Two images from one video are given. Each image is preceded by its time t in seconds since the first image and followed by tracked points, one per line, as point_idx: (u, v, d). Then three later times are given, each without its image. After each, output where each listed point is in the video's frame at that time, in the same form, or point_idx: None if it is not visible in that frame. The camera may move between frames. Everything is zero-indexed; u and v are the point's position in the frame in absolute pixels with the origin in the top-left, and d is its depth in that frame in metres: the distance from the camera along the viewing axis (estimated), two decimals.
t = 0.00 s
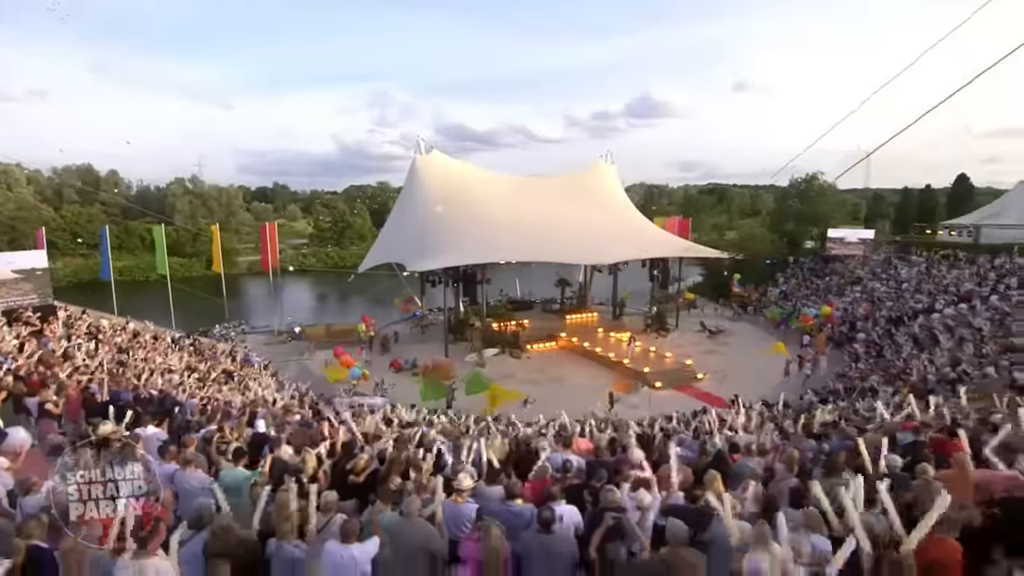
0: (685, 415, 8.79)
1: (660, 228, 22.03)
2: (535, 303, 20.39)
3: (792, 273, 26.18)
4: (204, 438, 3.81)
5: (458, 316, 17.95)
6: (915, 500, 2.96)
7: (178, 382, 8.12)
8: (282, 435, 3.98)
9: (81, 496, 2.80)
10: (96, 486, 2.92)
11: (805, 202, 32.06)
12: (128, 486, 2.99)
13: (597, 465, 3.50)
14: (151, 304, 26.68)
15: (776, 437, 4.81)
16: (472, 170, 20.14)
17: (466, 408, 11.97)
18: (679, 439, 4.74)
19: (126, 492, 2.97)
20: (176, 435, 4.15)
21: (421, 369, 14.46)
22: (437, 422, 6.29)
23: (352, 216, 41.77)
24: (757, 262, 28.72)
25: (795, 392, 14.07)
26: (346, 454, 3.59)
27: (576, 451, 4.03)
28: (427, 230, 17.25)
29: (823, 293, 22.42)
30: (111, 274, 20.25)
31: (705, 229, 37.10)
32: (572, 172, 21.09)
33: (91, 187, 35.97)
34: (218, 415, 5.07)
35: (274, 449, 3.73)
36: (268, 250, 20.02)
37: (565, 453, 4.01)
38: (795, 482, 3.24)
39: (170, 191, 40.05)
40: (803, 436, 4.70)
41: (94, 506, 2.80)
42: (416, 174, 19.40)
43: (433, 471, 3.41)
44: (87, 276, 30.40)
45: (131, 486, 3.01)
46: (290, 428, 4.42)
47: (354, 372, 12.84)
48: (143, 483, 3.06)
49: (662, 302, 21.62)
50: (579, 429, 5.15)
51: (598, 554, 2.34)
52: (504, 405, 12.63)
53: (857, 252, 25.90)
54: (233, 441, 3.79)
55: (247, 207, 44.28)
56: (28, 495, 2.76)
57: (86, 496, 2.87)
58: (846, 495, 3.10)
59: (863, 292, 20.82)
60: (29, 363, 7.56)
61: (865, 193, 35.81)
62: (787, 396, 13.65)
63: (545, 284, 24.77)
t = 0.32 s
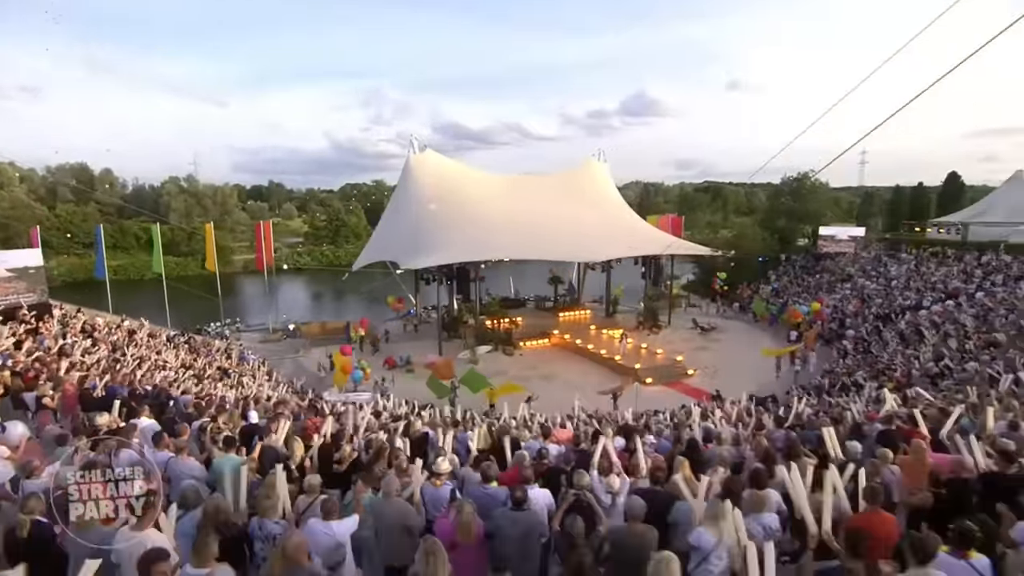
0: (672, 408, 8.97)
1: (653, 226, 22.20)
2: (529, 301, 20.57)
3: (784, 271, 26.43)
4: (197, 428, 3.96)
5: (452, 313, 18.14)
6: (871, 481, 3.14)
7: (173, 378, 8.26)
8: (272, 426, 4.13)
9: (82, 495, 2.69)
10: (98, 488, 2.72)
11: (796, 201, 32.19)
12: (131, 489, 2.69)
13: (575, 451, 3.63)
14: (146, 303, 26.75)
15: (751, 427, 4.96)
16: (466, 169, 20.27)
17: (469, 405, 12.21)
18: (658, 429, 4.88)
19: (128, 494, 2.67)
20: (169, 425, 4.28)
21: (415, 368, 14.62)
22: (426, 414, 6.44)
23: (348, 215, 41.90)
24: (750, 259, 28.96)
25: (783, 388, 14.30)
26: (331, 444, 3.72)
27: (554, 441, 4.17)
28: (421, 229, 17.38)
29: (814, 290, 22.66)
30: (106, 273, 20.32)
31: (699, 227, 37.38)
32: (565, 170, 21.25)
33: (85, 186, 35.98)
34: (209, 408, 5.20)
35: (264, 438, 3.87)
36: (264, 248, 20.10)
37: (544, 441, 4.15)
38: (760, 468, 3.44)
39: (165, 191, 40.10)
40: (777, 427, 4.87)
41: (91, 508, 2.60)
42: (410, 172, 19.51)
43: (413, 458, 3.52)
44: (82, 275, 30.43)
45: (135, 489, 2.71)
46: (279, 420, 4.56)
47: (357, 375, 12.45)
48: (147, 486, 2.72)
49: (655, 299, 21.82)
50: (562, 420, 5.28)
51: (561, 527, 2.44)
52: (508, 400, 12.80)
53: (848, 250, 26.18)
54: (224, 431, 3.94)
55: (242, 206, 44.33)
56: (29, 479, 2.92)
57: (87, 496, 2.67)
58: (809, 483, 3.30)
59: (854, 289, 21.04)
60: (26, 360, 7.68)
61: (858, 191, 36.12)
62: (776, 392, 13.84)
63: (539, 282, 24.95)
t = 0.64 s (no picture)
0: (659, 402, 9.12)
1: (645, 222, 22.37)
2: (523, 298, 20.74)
3: (775, 267, 26.68)
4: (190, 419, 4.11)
5: (446, 310, 18.28)
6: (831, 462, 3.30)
7: (167, 373, 8.39)
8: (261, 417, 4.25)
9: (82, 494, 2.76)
10: (98, 488, 2.79)
11: (788, 197, 32.46)
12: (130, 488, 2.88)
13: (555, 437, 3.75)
14: (141, 301, 26.79)
15: (728, 417, 5.12)
16: (459, 167, 20.39)
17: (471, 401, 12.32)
18: (638, 419, 5.04)
19: (126, 494, 2.85)
20: (161, 414, 4.42)
21: (409, 364, 14.77)
22: (414, 407, 6.59)
23: (343, 212, 41.95)
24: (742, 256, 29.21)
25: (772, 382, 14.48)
26: (318, 433, 3.87)
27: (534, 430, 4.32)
28: (414, 226, 17.51)
29: (804, 286, 22.91)
30: (100, 271, 20.34)
31: (693, 224, 37.60)
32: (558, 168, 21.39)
33: (79, 183, 35.90)
34: (201, 400, 5.34)
35: (253, 427, 4.02)
36: (258, 245, 20.17)
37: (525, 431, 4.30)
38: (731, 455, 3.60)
39: (159, 188, 40.05)
40: (753, 417, 5.04)
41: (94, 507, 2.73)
42: (404, 170, 19.63)
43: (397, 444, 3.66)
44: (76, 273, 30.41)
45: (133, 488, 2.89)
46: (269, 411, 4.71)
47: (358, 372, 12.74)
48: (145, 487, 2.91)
49: (647, 295, 22.00)
50: (545, 412, 5.44)
51: (529, 504, 2.61)
52: (514, 398, 12.87)
53: (839, 246, 26.46)
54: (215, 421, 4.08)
55: (237, 204, 44.30)
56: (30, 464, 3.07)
57: (87, 497, 2.76)
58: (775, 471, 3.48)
59: (844, 285, 21.28)
60: (21, 356, 7.79)
61: (849, 188, 36.39)
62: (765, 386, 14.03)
63: (533, 278, 25.12)
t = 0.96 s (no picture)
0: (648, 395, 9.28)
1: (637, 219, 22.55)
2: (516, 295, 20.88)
3: (767, 264, 26.92)
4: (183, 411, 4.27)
5: (439, 307, 18.43)
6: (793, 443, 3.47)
7: (162, 369, 8.50)
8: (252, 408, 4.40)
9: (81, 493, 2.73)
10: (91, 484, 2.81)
11: (780, 194, 32.71)
12: (131, 489, 2.78)
13: (535, 424, 3.91)
14: (135, 299, 26.81)
15: (707, 407, 5.29)
16: (453, 164, 20.51)
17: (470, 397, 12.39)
18: (618, 409, 5.20)
19: (127, 495, 2.75)
20: (159, 406, 4.56)
21: (402, 360, 14.90)
22: (404, 401, 6.74)
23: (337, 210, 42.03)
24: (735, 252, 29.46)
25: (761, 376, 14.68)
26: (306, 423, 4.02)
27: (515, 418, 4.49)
28: (407, 223, 17.63)
29: (795, 282, 23.13)
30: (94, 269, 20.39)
31: (686, 221, 37.84)
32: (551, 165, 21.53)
33: (72, 181, 35.85)
34: (193, 393, 5.48)
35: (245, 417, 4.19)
36: (252, 243, 20.22)
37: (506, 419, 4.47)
38: (702, 441, 3.77)
39: (153, 186, 40.00)
40: (730, 407, 5.19)
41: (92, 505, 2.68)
42: (397, 167, 19.74)
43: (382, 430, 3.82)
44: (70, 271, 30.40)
45: (135, 491, 2.78)
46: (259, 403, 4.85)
47: (360, 370, 12.82)
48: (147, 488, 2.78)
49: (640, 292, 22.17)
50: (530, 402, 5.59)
51: (504, 484, 2.75)
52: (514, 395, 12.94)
53: (830, 243, 26.73)
54: (206, 412, 4.23)
55: (231, 201, 44.32)
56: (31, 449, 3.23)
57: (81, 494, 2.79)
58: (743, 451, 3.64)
59: (834, 281, 21.48)
60: (18, 352, 7.89)
61: (842, 184, 36.63)
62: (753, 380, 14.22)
63: (527, 275, 25.27)
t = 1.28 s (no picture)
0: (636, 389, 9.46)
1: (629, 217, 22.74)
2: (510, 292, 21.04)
3: (759, 261, 27.18)
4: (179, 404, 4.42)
5: (432, 304, 18.57)
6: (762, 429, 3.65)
7: (156, 365, 8.62)
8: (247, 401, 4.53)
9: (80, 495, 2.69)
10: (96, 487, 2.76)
11: (771, 192, 33.00)
12: (132, 488, 2.73)
13: (519, 413, 4.08)
14: (128, 298, 26.81)
15: (689, 399, 5.44)
16: (446, 163, 20.63)
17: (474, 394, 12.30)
18: (604, 401, 5.36)
19: (127, 494, 2.70)
20: (155, 398, 4.71)
21: (395, 357, 15.04)
22: (396, 395, 6.88)
23: (331, 209, 42.06)
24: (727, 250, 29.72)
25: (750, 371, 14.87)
26: (299, 412, 4.17)
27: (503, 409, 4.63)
28: (401, 222, 17.75)
29: (786, 279, 23.37)
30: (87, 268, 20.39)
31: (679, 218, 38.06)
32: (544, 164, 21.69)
33: (64, 180, 35.70)
34: (189, 387, 5.62)
35: (239, 408, 4.33)
36: (246, 241, 20.28)
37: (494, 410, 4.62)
38: (678, 428, 3.94)
39: (146, 185, 39.88)
40: (713, 398, 5.36)
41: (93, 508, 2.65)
42: (391, 166, 19.84)
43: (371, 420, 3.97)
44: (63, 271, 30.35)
45: (135, 488, 2.74)
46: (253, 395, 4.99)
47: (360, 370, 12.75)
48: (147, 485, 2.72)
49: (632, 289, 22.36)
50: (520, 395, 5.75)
51: (482, 466, 2.92)
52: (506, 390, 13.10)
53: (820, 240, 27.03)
54: (202, 403, 4.37)
55: (224, 200, 44.25)
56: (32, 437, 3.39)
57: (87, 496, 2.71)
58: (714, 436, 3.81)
59: (824, 277, 21.74)
60: (13, 350, 7.96)
61: (833, 182, 36.96)
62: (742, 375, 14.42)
63: (520, 273, 25.43)
